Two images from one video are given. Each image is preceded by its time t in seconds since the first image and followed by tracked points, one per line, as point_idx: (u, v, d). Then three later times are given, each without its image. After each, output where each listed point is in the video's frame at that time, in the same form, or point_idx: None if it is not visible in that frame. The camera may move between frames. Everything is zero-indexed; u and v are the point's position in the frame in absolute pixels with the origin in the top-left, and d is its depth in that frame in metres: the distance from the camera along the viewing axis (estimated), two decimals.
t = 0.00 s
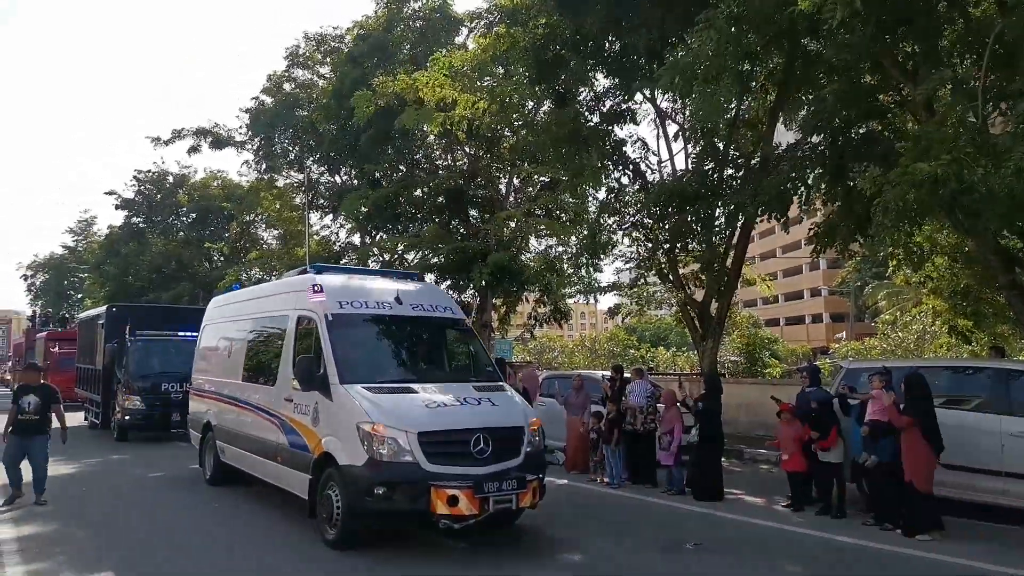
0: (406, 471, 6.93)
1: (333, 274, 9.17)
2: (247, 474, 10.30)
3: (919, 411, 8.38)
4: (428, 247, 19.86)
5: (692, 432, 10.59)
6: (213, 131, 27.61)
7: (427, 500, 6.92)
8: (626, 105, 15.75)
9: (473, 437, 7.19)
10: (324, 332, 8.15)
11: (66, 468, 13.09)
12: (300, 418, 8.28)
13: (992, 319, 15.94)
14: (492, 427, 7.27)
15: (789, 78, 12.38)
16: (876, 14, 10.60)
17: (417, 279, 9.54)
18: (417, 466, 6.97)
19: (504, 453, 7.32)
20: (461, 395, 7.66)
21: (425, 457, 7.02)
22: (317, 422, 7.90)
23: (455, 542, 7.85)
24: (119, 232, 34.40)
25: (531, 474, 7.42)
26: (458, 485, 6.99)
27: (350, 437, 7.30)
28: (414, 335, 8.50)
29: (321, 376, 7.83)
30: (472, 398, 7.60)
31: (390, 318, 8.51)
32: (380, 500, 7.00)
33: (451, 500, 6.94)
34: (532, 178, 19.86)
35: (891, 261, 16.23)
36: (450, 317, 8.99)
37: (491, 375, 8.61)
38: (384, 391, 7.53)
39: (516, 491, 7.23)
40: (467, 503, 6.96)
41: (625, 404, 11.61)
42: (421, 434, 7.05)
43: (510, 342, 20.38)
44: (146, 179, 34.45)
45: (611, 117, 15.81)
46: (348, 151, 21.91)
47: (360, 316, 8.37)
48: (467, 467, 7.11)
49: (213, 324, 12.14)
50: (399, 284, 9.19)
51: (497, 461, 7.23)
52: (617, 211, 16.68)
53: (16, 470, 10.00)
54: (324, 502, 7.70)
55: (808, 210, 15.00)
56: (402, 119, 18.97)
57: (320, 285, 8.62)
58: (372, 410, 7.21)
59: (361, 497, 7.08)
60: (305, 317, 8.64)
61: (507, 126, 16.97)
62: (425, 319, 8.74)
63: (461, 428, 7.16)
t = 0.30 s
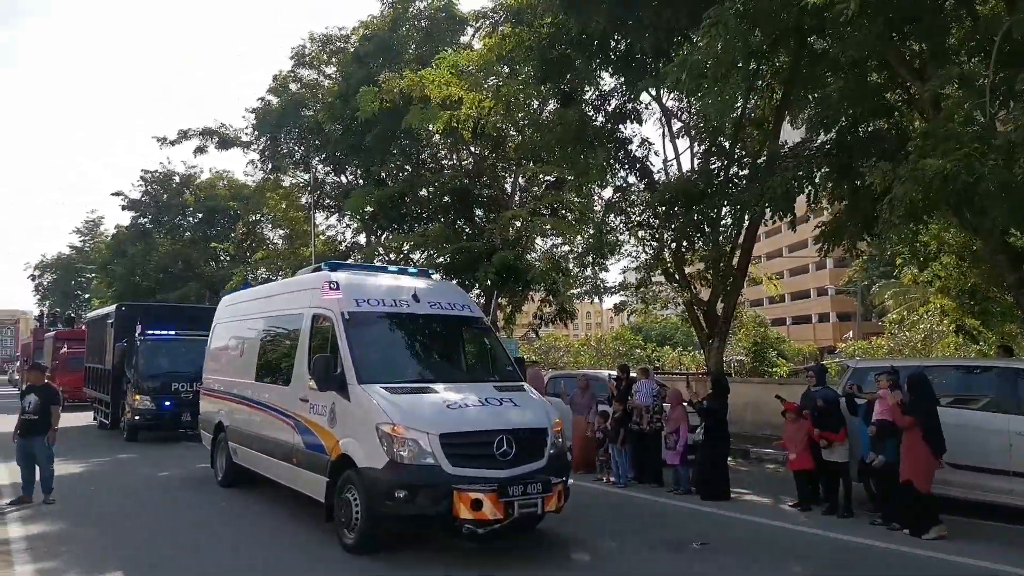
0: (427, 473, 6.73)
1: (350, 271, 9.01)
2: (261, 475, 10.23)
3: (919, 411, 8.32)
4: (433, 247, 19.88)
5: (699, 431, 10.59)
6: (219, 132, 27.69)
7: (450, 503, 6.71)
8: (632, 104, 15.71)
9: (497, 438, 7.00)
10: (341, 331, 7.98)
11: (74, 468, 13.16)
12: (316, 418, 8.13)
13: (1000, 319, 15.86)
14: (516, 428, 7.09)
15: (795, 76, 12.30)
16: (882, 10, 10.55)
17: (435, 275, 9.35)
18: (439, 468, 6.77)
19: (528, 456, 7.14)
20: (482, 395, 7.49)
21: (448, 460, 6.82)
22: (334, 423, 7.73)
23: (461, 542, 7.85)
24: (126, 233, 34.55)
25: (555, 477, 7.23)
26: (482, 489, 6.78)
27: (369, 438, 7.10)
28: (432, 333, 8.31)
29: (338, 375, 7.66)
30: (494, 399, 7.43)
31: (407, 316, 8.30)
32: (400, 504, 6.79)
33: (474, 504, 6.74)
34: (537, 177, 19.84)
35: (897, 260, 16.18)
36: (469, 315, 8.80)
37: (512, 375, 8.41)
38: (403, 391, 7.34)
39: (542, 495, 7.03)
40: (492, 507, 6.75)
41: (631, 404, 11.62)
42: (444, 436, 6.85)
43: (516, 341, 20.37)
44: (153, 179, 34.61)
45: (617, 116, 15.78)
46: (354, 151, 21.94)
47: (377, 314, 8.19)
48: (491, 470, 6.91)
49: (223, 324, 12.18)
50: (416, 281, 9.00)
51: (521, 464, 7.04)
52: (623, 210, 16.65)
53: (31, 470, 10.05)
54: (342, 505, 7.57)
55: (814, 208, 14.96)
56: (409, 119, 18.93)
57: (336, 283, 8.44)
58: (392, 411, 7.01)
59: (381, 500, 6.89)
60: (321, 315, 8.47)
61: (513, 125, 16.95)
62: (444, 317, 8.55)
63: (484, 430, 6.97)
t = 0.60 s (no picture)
0: (458, 478, 6.59)
1: (373, 269, 8.97)
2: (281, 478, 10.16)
3: (927, 412, 8.24)
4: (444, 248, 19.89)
5: (710, 433, 10.52)
6: (233, 134, 27.88)
7: (482, 510, 6.57)
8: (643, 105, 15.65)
9: (530, 442, 6.87)
10: (365, 331, 7.93)
11: (91, 467, 13.30)
12: (341, 420, 8.02)
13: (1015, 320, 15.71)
14: (548, 431, 6.96)
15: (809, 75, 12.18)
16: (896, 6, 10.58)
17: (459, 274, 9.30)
18: (470, 473, 6.63)
19: (560, 459, 7.00)
20: (511, 397, 7.39)
21: (478, 464, 6.68)
22: (359, 425, 7.63)
23: (476, 543, 7.87)
24: (141, 234, 34.86)
25: (589, 483, 7.09)
26: (515, 494, 6.64)
27: (397, 441, 7.00)
28: (457, 332, 8.26)
29: (364, 376, 7.58)
30: (525, 402, 7.31)
31: (432, 315, 8.26)
32: (430, 509, 6.65)
33: (507, 510, 6.59)
34: (549, 179, 19.87)
35: (912, 261, 16.09)
36: (495, 314, 8.75)
37: (540, 377, 8.33)
38: (431, 392, 7.26)
39: (576, 501, 6.89)
40: (524, 514, 6.60)
41: (642, 405, 11.59)
42: (474, 439, 6.72)
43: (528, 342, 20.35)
44: (166, 182, 34.91)
45: (628, 117, 15.75)
46: (366, 153, 22.05)
47: (402, 313, 8.15)
48: (524, 475, 6.77)
49: (241, 323, 12.27)
50: (441, 279, 8.96)
51: (554, 469, 6.91)
52: (635, 210, 16.60)
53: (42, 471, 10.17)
54: (368, 510, 7.40)
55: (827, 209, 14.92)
56: (420, 120, 18.94)
57: (361, 281, 8.39)
58: (422, 414, 6.90)
59: (410, 506, 6.75)
60: (345, 314, 8.43)
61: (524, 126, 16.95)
62: (470, 316, 8.51)
63: (515, 433, 6.84)
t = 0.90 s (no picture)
0: (483, 480, 6.38)
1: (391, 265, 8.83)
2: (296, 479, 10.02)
3: (932, 410, 8.18)
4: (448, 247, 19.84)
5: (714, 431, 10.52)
6: (238, 133, 27.98)
7: (509, 514, 6.37)
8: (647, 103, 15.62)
9: (558, 443, 6.65)
10: (383, 327, 7.79)
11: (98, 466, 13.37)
12: (360, 420, 7.86)
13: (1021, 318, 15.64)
14: (575, 432, 6.74)
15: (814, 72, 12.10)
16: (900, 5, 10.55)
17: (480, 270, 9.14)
18: (495, 475, 6.42)
19: (589, 461, 6.79)
20: (536, 396, 7.21)
21: (504, 466, 6.46)
22: (378, 425, 7.46)
23: (481, 542, 7.87)
24: (147, 233, 35.04)
25: (619, 485, 6.89)
26: (543, 498, 6.43)
27: (418, 441, 6.81)
28: (477, 329, 8.10)
29: (383, 374, 7.42)
30: (552, 402, 7.11)
31: (452, 311, 8.11)
32: (455, 513, 6.45)
33: (535, 515, 6.38)
34: (554, 177, 19.88)
35: (917, 259, 16.04)
36: (516, 311, 8.57)
37: (565, 376, 8.17)
38: (451, 391, 7.09)
39: (607, 504, 6.71)
40: (554, 518, 6.39)
41: (646, 404, 11.67)
42: (500, 439, 6.50)
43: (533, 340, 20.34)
44: (172, 181, 35.06)
45: (633, 115, 15.73)
46: (371, 151, 22.11)
47: (420, 308, 8.01)
48: (553, 478, 6.57)
49: (253, 320, 12.34)
50: (461, 275, 8.79)
51: (583, 471, 6.70)
52: (639, 208, 16.56)
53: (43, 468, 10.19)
54: (388, 513, 7.24)
55: (832, 207, 14.90)
56: (423, 119, 18.96)
57: (379, 276, 8.25)
58: (445, 414, 6.69)
59: (434, 510, 6.55)
60: (363, 310, 8.29)
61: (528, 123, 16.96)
62: (492, 312, 8.34)
63: (543, 433, 6.62)
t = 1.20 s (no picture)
0: (511, 485, 6.26)
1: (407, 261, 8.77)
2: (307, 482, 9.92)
3: (934, 409, 8.14)
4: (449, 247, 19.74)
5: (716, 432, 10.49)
6: (240, 133, 28.01)
7: (538, 520, 6.25)
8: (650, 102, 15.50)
9: (587, 446, 6.57)
10: (402, 325, 7.72)
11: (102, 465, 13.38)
12: (377, 423, 7.76)
13: None
14: (603, 434, 6.67)
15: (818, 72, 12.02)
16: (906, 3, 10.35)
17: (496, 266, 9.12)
18: (523, 479, 6.31)
19: (617, 466, 6.72)
20: (561, 397, 7.16)
21: (532, 471, 6.36)
22: (397, 428, 7.37)
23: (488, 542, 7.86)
24: (150, 234, 35.10)
25: (651, 492, 6.79)
26: (574, 505, 6.31)
27: (439, 444, 6.69)
28: (497, 325, 8.05)
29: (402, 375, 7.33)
30: (579, 404, 7.06)
31: (472, 308, 8.06)
32: (481, 520, 6.31)
33: (566, 522, 6.25)
34: (556, 177, 19.90)
35: (921, 259, 16.02)
36: (536, 307, 8.56)
37: (591, 376, 8.17)
38: (472, 391, 7.00)
39: (641, 511, 6.60)
40: (586, 526, 6.27)
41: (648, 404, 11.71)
42: (527, 444, 6.40)
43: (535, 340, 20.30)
44: (174, 182, 35.11)
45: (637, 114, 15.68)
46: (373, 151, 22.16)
47: (440, 305, 7.95)
48: (582, 483, 6.47)
49: (260, 319, 12.36)
50: (478, 271, 8.76)
51: (611, 476, 6.64)
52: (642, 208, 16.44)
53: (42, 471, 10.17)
54: (410, 520, 7.10)
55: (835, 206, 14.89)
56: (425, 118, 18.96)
57: (397, 271, 8.18)
58: (470, 417, 6.56)
59: (460, 517, 6.40)
60: (381, 307, 8.22)
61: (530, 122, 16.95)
62: (512, 309, 8.31)
63: (571, 436, 6.54)
